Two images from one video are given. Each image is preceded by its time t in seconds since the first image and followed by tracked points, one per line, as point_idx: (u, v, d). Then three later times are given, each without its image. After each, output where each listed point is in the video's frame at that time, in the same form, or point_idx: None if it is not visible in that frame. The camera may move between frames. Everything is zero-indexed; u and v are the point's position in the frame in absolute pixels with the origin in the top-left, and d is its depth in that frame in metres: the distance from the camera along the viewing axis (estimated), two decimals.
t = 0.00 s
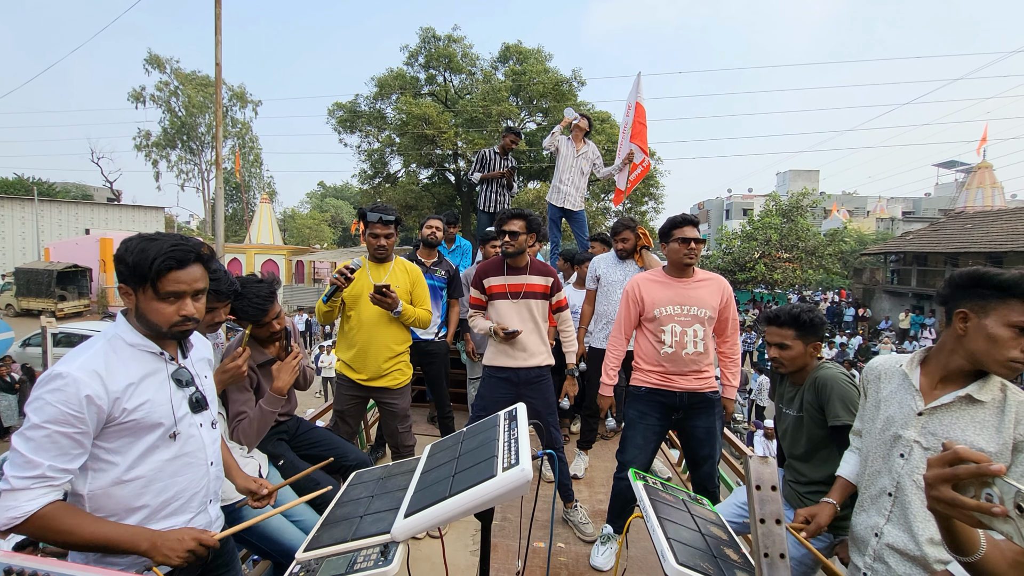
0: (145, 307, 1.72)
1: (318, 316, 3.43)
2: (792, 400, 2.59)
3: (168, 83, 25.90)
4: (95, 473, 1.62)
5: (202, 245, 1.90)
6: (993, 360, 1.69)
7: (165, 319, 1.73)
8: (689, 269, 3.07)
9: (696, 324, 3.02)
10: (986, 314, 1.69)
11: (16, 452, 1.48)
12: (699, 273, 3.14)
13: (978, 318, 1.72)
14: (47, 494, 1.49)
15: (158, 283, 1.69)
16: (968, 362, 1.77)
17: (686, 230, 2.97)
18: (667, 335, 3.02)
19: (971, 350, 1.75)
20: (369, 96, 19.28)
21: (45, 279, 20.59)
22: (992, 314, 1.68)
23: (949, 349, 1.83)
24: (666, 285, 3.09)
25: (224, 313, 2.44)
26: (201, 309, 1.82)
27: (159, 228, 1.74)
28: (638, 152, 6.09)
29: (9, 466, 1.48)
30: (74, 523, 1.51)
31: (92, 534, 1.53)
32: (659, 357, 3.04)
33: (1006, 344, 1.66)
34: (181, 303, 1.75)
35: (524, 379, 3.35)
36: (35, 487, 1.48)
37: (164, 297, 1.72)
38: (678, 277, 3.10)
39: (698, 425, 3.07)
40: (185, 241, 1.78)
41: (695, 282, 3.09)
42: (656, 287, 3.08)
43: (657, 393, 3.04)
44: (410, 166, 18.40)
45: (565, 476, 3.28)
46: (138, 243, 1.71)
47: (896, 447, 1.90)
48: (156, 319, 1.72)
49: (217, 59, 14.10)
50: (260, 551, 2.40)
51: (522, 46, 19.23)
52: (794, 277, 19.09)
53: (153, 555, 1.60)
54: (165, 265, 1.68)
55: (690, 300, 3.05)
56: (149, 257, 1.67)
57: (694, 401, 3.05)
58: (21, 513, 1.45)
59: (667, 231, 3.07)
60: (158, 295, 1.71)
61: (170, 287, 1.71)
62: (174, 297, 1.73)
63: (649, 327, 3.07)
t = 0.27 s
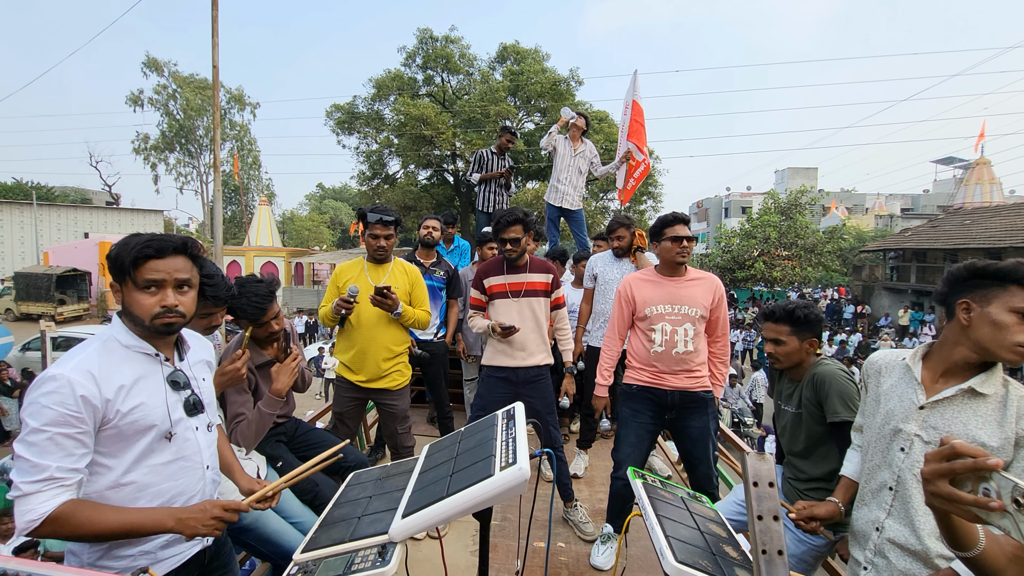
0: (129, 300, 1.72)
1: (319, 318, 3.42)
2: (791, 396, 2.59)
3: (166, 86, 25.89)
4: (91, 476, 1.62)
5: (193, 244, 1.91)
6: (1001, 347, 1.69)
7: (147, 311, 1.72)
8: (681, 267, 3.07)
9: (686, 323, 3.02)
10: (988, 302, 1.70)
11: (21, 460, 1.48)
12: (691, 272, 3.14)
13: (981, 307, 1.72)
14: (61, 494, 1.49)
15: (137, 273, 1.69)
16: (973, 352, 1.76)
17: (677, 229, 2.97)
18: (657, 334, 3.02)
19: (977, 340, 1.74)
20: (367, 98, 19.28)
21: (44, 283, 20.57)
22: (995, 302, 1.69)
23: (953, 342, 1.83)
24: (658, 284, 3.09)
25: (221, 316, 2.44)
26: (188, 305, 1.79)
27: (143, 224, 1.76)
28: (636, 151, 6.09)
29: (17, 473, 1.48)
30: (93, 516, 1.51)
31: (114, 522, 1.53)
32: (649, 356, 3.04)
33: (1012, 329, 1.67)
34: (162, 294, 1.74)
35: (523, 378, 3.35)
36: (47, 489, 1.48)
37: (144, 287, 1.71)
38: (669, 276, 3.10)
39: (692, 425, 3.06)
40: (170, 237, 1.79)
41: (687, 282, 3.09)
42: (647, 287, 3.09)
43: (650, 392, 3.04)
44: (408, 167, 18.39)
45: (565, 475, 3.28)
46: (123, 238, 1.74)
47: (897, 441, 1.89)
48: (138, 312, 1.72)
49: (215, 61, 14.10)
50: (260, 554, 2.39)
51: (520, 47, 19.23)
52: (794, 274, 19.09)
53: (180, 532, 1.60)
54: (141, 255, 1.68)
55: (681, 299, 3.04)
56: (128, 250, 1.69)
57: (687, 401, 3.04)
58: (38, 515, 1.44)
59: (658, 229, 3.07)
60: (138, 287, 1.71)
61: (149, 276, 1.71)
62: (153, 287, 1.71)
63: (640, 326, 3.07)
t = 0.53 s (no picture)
0: (130, 301, 1.72)
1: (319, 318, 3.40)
2: (791, 394, 2.59)
3: (165, 87, 25.87)
4: (92, 477, 1.62)
5: (189, 242, 1.92)
6: (1005, 340, 1.68)
7: (150, 310, 1.72)
8: (680, 267, 3.08)
9: (688, 323, 3.03)
10: (990, 296, 1.71)
11: (10, 459, 1.48)
12: (690, 271, 3.15)
13: (983, 301, 1.72)
14: (44, 500, 1.49)
15: (139, 273, 1.70)
16: (977, 347, 1.76)
17: (677, 228, 2.97)
18: (660, 334, 3.02)
19: (980, 335, 1.74)
20: (366, 99, 19.27)
21: (44, 286, 20.54)
22: (996, 296, 1.70)
23: (956, 338, 1.83)
24: (658, 283, 3.09)
25: (220, 317, 2.44)
26: (188, 302, 1.81)
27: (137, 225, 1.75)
28: (634, 150, 6.09)
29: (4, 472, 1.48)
30: (73, 529, 1.51)
31: (91, 539, 1.52)
32: (652, 355, 3.03)
33: (1015, 321, 1.67)
34: (165, 293, 1.75)
35: (523, 378, 3.35)
36: (32, 493, 1.48)
37: (147, 287, 1.71)
38: (668, 276, 3.10)
39: (693, 425, 3.06)
40: (167, 236, 1.80)
41: (687, 281, 3.09)
42: (647, 286, 3.08)
43: (650, 391, 3.04)
44: (407, 168, 18.39)
45: (565, 475, 3.27)
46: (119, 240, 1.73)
47: (899, 437, 1.89)
48: (141, 312, 1.72)
49: (214, 63, 14.09)
50: (260, 556, 2.39)
51: (518, 47, 19.23)
52: (793, 273, 19.11)
53: (150, 564, 1.57)
54: (143, 254, 1.69)
55: (682, 298, 3.04)
56: (127, 250, 1.69)
57: (688, 400, 3.04)
58: (18, 519, 1.45)
59: (657, 228, 3.06)
60: (140, 286, 1.71)
61: (153, 275, 1.71)
62: (156, 286, 1.72)
63: (641, 326, 3.06)
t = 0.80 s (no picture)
0: (180, 336, 1.75)
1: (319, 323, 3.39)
2: (791, 395, 2.59)
3: (163, 88, 25.86)
4: (88, 481, 1.62)
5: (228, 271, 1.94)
6: (1006, 339, 1.68)
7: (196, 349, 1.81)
8: (685, 267, 3.08)
9: (694, 323, 3.03)
10: (988, 297, 1.72)
11: (11, 463, 1.47)
12: (694, 271, 3.15)
13: (982, 301, 1.73)
14: (48, 502, 1.49)
15: (210, 321, 1.77)
16: (976, 347, 1.77)
17: (683, 229, 2.97)
18: (666, 335, 3.02)
19: (980, 335, 1.74)
20: (364, 99, 19.27)
21: (42, 287, 20.52)
22: (994, 296, 1.71)
23: (955, 338, 1.83)
24: (662, 283, 3.08)
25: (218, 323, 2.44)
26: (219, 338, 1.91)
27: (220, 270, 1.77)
28: (634, 150, 6.09)
29: (5, 477, 1.47)
30: (76, 528, 1.53)
31: (99, 534, 1.55)
32: (658, 357, 3.04)
33: (1015, 321, 1.67)
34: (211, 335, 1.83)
35: (523, 379, 3.35)
36: (35, 496, 1.48)
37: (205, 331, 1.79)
38: (673, 276, 3.10)
39: (697, 425, 3.07)
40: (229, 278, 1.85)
41: (692, 281, 3.09)
42: (653, 285, 3.07)
43: (655, 393, 3.04)
44: (406, 169, 18.39)
45: (565, 476, 3.28)
46: (195, 280, 1.72)
47: (900, 438, 1.89)
48: (186, 346, 1.78)
49: (212, 63, 14.08)
50: (260, 558, 2.38)
51: (517, 47, 19.23)
52: (792, 273, 19.14)
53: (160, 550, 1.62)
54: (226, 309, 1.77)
55: (687, 298, 3.05)
56: (214, 302, 1.74)
57: (693, 401, 3.05)
58: (21, 522, 1.45)
59: (663, 229, 3.06)
60: (201, 329, 1.77)
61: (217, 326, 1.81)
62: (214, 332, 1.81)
63: (647, 326, 3.06)
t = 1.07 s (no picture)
0: (187, 349, 1.75)
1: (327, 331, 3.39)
2: (791, 395, 2.59)
3: (161, 89, 25.83)
4: (90, 484, 1.62)
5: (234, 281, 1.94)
6: (1004, 339, 1.69)
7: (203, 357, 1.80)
8: (690, 267, 3.08)
9: (697, 323, 3.04)
10: (986, 298, 1.72)
11: (15, 466, 1.47)
12: (697, 271, 3.15)
13: (979, 302, 1.73)
14: (50, 506, 1.49)
15: (218, 335, 1.76)
16: (975, 348, 1.77)
17: (688, 229, 2.98)
18: (669, 335, 3.02)
19: (979, 335, 1.75)
20: (363, 100, 19.26)
21: (40, 289, 20.48)
22: (993, 297, 1.71)
23: (954, 338, 1.83)
24: (666, 283, 3.09)
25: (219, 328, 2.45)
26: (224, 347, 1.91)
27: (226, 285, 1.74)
28: (632, 150, 6.10)
29: (9, 480, 1.48)
30: (79, 538, 1.51)
31: (94, 546, 1.53)
32: (661, 357, 3.04)
33: (1012, 322, 1.68)
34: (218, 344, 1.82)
35: (522, 380, 3.35)
36: (38, 500, 1.48)
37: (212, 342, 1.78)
38: (677, 276, 3.10)
39: (701, 424, 3.08)
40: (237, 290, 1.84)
41: (695, 281, 3.10)
42: (657, 285, 3.08)
43: (659, 394, 3.05)
44: (405, 169, 18.38)
45: (566, 476, 3.28)
46: (204, 294, 1.71)
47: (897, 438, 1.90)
48: (192, 357, 1.78)
49: (210, 64, 14.07)
50: (260, 559, 2.38)
51: (515, 48, 19.23)
52: (791, 273, 19.14)
53: (156, 569, 1.60)
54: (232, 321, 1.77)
55: (691, 298, 3.05)
56: (220, 314, 1.73)
57: (697, 400, 3.06)
58: (24, 526, 1.45)
59: (668, 230, 3.06)
60: (209, 342, 1.77)
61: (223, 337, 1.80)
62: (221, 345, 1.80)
63: (650, 326, 3.06)
